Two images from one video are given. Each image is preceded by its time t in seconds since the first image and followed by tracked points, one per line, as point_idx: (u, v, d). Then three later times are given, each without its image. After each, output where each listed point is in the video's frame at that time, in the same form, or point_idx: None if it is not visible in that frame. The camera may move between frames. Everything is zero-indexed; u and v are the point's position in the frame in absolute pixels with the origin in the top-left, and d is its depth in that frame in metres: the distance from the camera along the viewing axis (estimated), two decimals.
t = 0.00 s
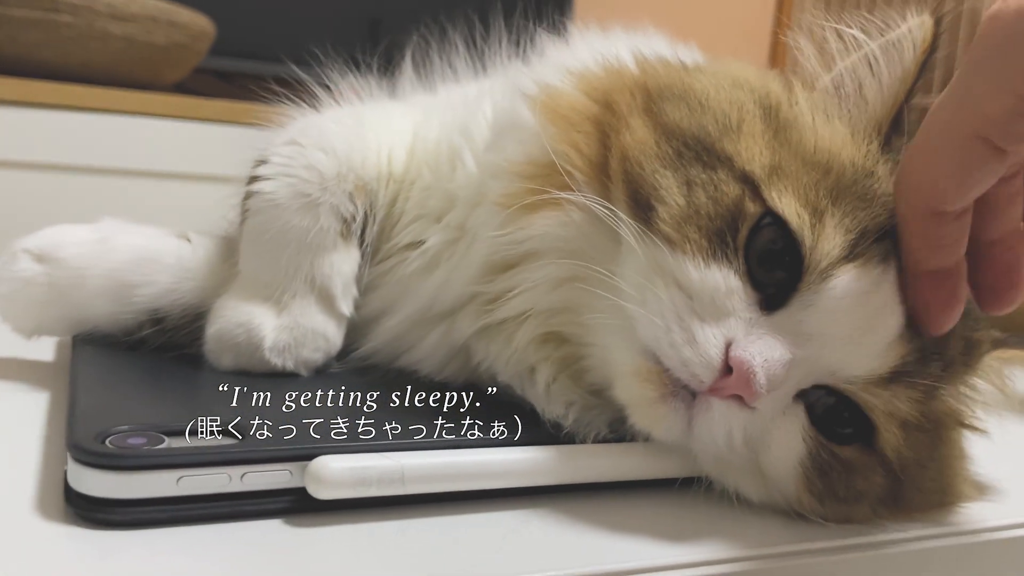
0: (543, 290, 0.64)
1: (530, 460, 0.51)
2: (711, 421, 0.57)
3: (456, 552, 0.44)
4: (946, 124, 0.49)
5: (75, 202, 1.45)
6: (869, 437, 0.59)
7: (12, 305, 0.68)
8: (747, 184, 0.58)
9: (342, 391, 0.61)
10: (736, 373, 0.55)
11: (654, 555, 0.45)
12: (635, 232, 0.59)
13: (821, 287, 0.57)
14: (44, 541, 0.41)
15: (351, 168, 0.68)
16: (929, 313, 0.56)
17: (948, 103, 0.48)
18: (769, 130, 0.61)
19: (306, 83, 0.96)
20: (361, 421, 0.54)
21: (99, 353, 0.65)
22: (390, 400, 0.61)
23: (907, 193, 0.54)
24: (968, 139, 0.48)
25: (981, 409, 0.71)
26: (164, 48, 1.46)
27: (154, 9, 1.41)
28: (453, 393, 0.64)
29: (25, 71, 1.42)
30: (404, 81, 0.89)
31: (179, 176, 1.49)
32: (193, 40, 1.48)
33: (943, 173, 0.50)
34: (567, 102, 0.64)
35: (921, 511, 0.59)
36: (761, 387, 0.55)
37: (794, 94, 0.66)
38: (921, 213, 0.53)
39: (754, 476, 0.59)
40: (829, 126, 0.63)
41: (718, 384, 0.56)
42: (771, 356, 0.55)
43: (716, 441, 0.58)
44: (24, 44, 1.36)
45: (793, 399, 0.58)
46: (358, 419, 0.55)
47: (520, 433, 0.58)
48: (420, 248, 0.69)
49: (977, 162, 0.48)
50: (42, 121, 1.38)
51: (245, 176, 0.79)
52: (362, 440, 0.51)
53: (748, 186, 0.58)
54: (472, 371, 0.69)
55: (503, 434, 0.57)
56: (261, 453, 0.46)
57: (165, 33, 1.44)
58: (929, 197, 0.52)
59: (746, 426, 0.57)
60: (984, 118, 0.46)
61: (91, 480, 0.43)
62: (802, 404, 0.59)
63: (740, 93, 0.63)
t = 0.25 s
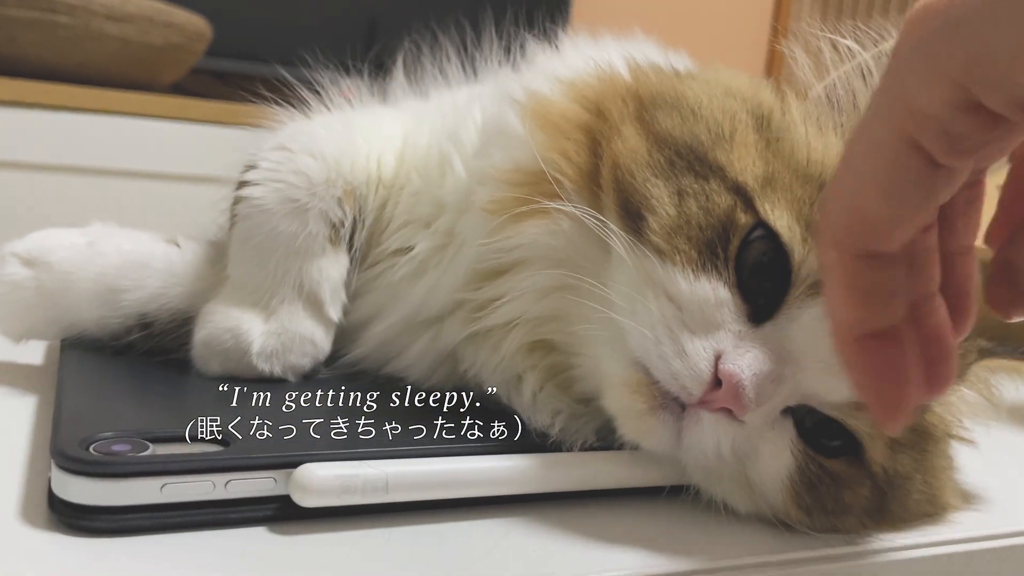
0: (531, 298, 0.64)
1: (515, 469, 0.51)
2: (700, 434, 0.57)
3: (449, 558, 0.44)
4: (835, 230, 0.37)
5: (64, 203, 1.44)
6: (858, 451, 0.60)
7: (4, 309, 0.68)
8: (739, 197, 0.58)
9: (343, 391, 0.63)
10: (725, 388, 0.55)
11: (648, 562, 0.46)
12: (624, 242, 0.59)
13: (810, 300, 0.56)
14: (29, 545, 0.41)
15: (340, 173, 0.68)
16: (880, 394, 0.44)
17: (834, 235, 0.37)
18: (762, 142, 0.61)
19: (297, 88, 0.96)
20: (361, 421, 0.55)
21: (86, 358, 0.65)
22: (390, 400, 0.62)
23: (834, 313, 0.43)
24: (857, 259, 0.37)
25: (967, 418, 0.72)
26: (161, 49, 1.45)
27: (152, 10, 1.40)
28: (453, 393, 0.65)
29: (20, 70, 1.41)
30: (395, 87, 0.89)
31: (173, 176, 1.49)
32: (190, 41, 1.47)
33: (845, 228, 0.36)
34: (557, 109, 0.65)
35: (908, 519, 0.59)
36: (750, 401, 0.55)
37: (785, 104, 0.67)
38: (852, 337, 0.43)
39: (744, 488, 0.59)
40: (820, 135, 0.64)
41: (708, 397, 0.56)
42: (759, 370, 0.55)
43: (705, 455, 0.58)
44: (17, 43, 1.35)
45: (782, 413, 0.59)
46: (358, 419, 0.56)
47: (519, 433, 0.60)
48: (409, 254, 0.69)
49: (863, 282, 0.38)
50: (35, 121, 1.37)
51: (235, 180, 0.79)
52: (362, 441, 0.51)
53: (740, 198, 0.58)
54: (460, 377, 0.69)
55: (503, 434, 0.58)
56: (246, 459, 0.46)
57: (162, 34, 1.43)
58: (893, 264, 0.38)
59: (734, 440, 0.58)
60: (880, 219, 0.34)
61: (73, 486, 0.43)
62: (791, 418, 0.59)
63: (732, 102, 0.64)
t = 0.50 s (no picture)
0: (542, 294, 0.64)
1: (530, 467, 0.51)
2: (715, 430, 0.57)
3: (460, 556, 0.44)
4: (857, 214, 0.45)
5: (64, 203, 1.44)
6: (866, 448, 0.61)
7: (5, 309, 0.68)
8: (754, 193, 0.58)
9: (343, 391, 0.63)
10: (744, 383, 0.56)
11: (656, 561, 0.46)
12: (643, 238, 0.58)
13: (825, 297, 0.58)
14: (31, 543, 0.41)
15: (343, 172, 0.68)
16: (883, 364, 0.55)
17: (864, 218, 0.45)
18: (772, 140, 0.62)
19: (298, 88, 0.96)
20: (361, 422, 0.56)
21: (87, 358, 0.65)
22: (390, 400, 0.62)
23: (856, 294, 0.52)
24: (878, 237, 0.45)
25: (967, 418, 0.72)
26: (158, 49, 1.45)
27: (150, 10, 1.40)
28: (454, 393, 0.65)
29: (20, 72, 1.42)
30: (397, 88, 0.89)
31: (174, 177, 1.49)
32: (188, 41, 1.47)
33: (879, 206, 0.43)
34: (571, 107, 0.65)
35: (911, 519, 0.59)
36: (767, 395, 0.56)
37: (798, 108, 0.67)
38: (863, 308, 0.53)
39: (752, 487, 0.59)
40: (828, 134, 0.65)
41: (725, 393, 0.57)
42: (777, 365, 0.56)
43: (718, 452, 0.58)
44: (18, 43, 1.35)
45: (795, 407, 0.59)
46: (358, 419, 0.56)
47: (521, 433, 0.60)
48: (412, 253, 0.69)
49: (886, 258, 0.46)
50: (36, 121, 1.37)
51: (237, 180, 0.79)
52: (365, 442, 0.52)
53: (755, 195, 0.58)
54: (463, 376, 0.69)
55: (504, 434, 0.58)
56: (250, 459, 0.46)
57: (160, 34, 1.43)
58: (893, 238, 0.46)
59: (750, 436, 0.58)
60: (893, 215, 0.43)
61: (77, 485, 0.43)
62: (802, 413, 0.59)
63: (744, 103, 0.64)
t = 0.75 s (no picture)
0: (529, 298, 0.65)
1: (523, 467, 0.51)
2: (703, 435, 0.57)
3: (442, 559, 0.44)
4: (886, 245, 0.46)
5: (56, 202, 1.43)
6: (859, 451, 0.60)
7: None
8: (740, 193, 0.58)
9: (343, 391, 0.63)
10: (731, 386, 0.56)
11: (642, 563, 0.46)
12: (628, 240, 0.59)
13: (812, 300, 0.57)
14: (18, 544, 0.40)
15: (335, 172, 0.67)
16: (909, 412, 0.53)
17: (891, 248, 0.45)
18: (761, 139, 0.62)
19: (291, 86, 0.96)
20: (361, 421, 0.55)
21: (78, 357, 0.65)
22: (390, 400, 0.62)
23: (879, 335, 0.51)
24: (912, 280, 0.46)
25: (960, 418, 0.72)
26: (152, 50, 1.44)
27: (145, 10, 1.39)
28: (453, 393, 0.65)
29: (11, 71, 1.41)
30: (391, 87, 0.89)
31: (166, 178, 1.48)
32: (182, 42, 1.46)
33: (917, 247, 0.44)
34: (559, 108, 0.65)
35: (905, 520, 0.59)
36: (755, 399, 0.55)
37: (788, 107, 0.67)
38: (889, 353, 0.52)
39: (743, 488, 0.59)
40: (818, 134, 0.65)
41: (712, 396, 0.57)
42: (765, 369, 0.56)
43: (708, 455, 0.58)
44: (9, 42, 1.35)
45: (784, 412, 0.59)
46: (357, 419, 0.56)
47: (520, 433, 0.60)
48: (405, 252, 0.68)
49: (913, 303, 0.47)
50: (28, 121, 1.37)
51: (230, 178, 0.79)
52: (362, 442, 0.51)
53: (743, 195, 0.58)
54: (456, 376, 0.68)
55: (504, 434, 0.59)
56: (241, 458, 0.46)
57: (155, 35, 1.42)
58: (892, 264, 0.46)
59: (738, 438, 0.58)
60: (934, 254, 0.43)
61: (67, 485, 0.42)
62: (791, 417, 0.60)
63: (734, 102, 0.64)
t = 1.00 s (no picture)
0: (533, 292, 0.64)
1: (527, 463, 0.51)
2: (708, 429, 0.57)
3: (441, 556, 0.44)
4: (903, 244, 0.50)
5: (54, 200, 1.43)
6: (862, 446, 0.60)
7: None
8: (747, 188, 0.58)
9: (343, 391, 0.62)
10: (737, 379, 0.55)
11: (641, 560, 0.45)
12: (634, 232, 0.58)
13: (817, 295, 0.57)
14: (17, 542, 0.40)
15: (335, 169, 0.67)
16: (915, 391, 0.56)
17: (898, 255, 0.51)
18: (766, 135, 0.62)
19: (291, 84, 0.96)
20: (361, 421, 0.55)
21: (77, 355, 0.64)
22: (390, 400, 0.61)
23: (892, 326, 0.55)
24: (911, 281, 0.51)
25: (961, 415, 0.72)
26: (151, 50, 1.44)
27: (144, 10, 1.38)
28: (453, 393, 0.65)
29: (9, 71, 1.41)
30: (391, 84, 0.89)
31: (163, 177, 1.48)
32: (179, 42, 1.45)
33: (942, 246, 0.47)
34: (564, 102, 0.65)
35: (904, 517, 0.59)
36: (760, 394, 0.55)
37: (792, 103, 0.67)
38: (897, 351, 0.56)
39: (744, 483, 0.59)
40: (821, 130, 0.65)
41: (718, 390, 0.56)
42: (771, 363, 0.55)
43: (711, 451, 0.58)
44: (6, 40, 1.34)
45: (790, 404, 0.59)
46: (357, 419, 0.56)
47: (520, 433, 0.59)
48: (405, 250, 0.68)
49: (916, 302, 0.52)
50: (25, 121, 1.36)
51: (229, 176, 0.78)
52: (362, 441, 0.51)
53: (749, 190, 0.58)
54: (456, 373, 0.68)
55: (504, 434, 0.58)
56: (242, 455, 0.46)
57: (153, 35, 1.41)
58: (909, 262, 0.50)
59: (743, 434, 0.58)
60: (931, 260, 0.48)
61: (66, 482, 0.42)
62: (800, 408, 0.59)
63: (738, 98, 0.64)
